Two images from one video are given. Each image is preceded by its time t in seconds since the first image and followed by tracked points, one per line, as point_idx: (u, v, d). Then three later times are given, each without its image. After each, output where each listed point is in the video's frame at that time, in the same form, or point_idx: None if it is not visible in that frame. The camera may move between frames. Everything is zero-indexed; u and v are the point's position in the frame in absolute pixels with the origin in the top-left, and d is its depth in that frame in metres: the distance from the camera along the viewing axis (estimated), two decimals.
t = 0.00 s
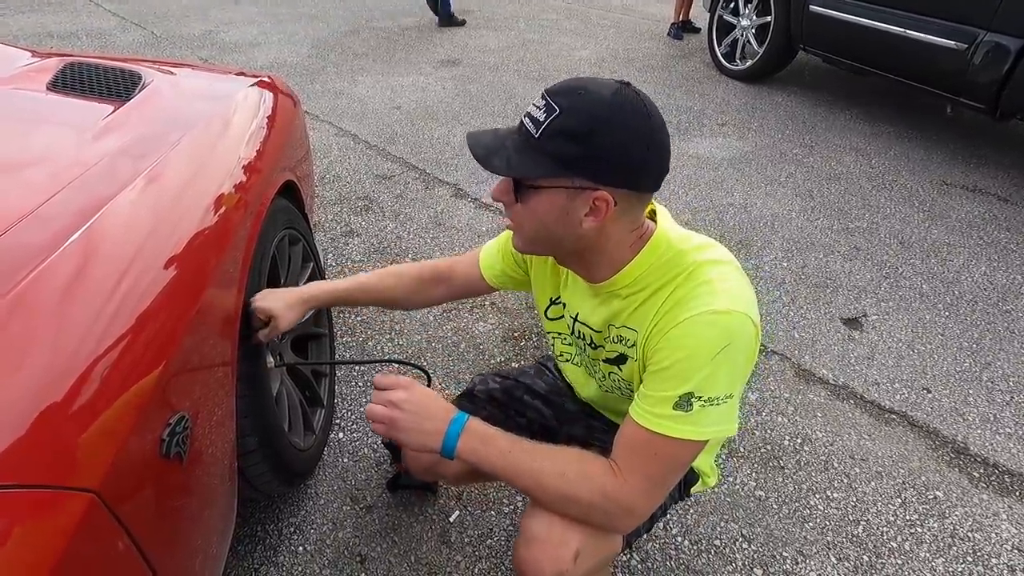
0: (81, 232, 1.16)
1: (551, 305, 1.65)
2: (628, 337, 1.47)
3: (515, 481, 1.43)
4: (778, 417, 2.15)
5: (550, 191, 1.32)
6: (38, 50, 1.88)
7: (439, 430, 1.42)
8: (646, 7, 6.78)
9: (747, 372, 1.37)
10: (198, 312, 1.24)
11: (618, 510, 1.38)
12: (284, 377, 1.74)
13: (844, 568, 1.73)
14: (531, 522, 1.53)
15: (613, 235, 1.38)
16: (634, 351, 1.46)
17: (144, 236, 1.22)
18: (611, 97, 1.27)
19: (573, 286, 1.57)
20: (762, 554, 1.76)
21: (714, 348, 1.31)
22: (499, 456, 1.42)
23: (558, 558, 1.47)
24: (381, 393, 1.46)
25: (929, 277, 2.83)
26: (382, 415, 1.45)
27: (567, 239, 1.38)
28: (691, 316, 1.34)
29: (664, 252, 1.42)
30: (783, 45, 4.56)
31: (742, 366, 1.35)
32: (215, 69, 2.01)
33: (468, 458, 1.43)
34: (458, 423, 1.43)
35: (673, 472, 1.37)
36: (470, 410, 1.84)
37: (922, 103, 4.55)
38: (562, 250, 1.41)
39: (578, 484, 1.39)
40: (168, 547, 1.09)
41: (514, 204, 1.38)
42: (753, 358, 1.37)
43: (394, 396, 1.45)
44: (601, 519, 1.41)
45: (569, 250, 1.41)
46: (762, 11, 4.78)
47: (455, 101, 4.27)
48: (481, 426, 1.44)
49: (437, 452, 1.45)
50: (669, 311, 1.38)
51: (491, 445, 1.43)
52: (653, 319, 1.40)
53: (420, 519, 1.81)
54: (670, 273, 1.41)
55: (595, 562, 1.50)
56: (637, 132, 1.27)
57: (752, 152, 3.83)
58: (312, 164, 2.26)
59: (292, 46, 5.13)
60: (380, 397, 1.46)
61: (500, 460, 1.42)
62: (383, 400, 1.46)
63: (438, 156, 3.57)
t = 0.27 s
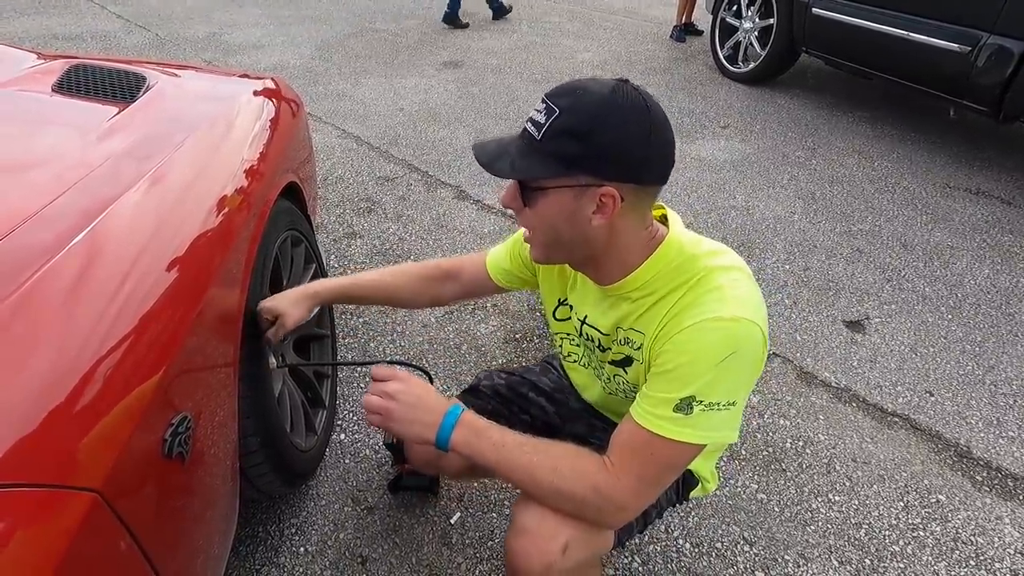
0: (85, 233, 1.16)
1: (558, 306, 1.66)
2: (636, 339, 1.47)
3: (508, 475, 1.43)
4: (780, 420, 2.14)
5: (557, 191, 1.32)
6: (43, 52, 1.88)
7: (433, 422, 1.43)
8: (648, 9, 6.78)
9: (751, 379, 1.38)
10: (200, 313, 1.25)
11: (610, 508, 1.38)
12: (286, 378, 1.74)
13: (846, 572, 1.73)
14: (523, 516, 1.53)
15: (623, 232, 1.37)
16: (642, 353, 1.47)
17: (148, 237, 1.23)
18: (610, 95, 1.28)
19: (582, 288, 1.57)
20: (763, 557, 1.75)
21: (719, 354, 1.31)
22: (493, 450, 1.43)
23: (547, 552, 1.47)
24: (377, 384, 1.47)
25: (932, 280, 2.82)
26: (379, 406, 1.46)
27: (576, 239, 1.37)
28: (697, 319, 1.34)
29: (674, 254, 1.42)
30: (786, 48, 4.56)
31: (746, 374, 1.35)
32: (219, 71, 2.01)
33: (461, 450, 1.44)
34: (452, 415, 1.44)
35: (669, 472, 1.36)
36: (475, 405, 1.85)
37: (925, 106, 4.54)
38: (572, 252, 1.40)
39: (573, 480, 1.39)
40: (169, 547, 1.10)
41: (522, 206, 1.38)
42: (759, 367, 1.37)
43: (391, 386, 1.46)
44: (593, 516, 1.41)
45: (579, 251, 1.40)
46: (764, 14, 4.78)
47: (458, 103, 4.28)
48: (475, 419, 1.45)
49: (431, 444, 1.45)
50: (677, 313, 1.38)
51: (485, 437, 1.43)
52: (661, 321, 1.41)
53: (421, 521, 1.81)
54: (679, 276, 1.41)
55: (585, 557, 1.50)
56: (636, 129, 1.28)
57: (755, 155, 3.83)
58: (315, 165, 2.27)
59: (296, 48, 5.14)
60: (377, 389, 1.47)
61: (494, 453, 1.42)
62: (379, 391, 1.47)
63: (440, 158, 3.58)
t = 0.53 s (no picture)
0: (85, 234, 1.16)
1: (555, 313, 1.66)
2: (634, 345, 1.47)
3: (513, 476, 1.42)
4: (779, 424, 2.14)
5: (531, 210, 1.32)
6: (43, 52, 1.88)
7: (438, 423, 1.41)
8: (651, 9, 6.77)
9: (753, 378, 1.38)
10: (199, 316, 1.25)
11: (614, 510, 1.38)
12: (284, 380, 1.74)
13: None
14: (525, 517, 1.53)
15: (605, 243, 1.36)
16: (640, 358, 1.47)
17: (148, 238, 1.23)
18: (572, 109, 1.28)
19: (578, 296, 1.57)
20: (761, 562, 1.75)
21: (718, 356, 1.31)
22: (499, 452, 1.41)
23: (550, 551, 1.48)
24: (387, 380, 1.44)
25: (933, 283, 2.81)
26: (386, 402, 1.42)
27: (558, 255, 1.37)
28: (695, 322, 1.34)
29: (669, 258, 1.42)
30: (788, 49, 4.55)
31: (747, 374, 1.35)
32: (219, 72, 2.01)
33: (467, 451, 1.42)
34: (459, 416, 1.42)
35: (671, 474, 1.37)
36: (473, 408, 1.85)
37: (928, 107, 4.52)
38: (559, 266, 1.41)
39: (576, 482, 1.39)
40: (164, 551, 1.09)
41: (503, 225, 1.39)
42: (759, 367, 1.37)
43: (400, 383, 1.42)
44: (596, 518, 1.41)
45: (565, 265, 1.40)
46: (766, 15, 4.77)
47: (459, 103, 4.27)
48: (481, 419, 1.43)
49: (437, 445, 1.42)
50: (674, 318, 1.38)
51: (492, 439, 1.42)
52: (658, 326, 1.41)
53: (418, 523, 1.81)
54: (676, 280, 1.41)
55: (587, 557, 1.50)
56: (602, 139, 1.27)
57: (756, 156, 3.81)
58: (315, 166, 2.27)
59: (297, 47, 5.14)
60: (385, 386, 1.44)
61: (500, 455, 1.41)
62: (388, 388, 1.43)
63: (441, 158, 3.57)
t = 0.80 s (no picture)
0: (97, 230, 1.17)
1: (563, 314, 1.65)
2: (641, 349, 1.45)
3: (515, 485, 1.41)
4: (788, 431, 2.11)
5: (543, 211, 1.31)
6: (56, 51, 1.90)
7: (439, 432, 1.40)
8: (667, 7, 6.71)
9: (763, 386, 1.35)
10: (206, 315, 1.25)
11: (618, 519, 1.37)
12: (291, 380, 1.75)
13: None
14: (528, 524, 1.53)
15: (617, 242, 1.35)
16: (647, 363, 1.45)
17: (160, 234, 1.24)
18: (580, 108, 1.27)
19: (587, 299, 1.55)
20: (767, 571, 1.73)
21: (728, 364, 1.29)
22: (501, 461, 1.41)
23: (554, 559, 1.47)
24: (388, 394, 1.43)
25: (950, 289, 2.76)
26: (386, 416, 1.42)
27: (570, 256, 1.35)
28: (705, 329, 1.32)
29: (680, 263, 1.40)
30: (806, 48, 4.48)
31: (757, 382, 1.33)
32: (230, 71, 2.02)
33: (469, 460, 1.41)
34: (460, 425, 1.42)
35: (677, 483, 1.35)
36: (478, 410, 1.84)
37: (950, 108, 4.44)
38: (571, 267, 1.39)
39: (580, 491, 1.38)
40: (166, 553, 1.09)
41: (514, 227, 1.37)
42: (769, 376, 1.35)
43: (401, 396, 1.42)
44: (600, 526, 1.40)
45: (577, 265, 1.38)
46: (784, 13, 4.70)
47: (471, 102, 4.26)
48: (482, 428, 1.42)
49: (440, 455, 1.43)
50: (683, 323, 1.36)
51: (494, 448, 1.41)
52: (667, 331, 1.39)
53: (422, 524, 1.82)
54: (686, 286, 1.39)
55: (591, 565, 1.49)
56: (613, 139, 1.25)
57: (772, 157, 3.76)
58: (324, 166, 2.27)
59: (311, 45, 5.16)
60: (387, 399, 1.44)
61: (503, 464, 1.40)
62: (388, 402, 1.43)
63: (452, 158, 3.57)
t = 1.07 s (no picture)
0: (112, 214, 1.18)
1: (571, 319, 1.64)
2: (654, 353, 1.43)
3: (518, 480, 1.40)
4: (797, 440, 2.07)
5: (566, 212, 1.29)
6: (76, 41, 1.92)
7: (444, 425, 1.39)
8: (690, 8, 6.64)
9: (775, 396, 1.33)
10: (214, 304, 1.25)
11: (621, 518, 1.35)
12: (296, 372, 1.75)
13: None
14: (529, 521, 1.51)
15: (638, 248, 1.33)
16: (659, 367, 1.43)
17: (175, 221, 1.25)
18: (612, 108, 1.26)
19: (596, 302, 1.54)
20: None
21: (741, 371, 1.27)
22: (504, 455, 1.39)
23: (553, 556, 1.45)
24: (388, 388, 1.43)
25: (970, 301, 2.70)
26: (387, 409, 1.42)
27: (591, 260, 1.34)
28: (718, 334, 1.30)
29: (697, 267, 1.38)
30: (830, 52, 4.40)
31: (769, 391, 1.31)
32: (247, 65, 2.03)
33: (472, 453, 1.40)
34: (464, 418, 1.40)
35: (682, 485, 1.34)
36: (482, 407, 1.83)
37: (979, 115, 4.34)
38: (589, 271, 1.37)
39: (583, 489, 1.36)
40: (167, 543, 1.08)
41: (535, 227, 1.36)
42: (781, 385, 1.33)
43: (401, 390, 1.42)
44: (602, 525, 1.38)
45: (595, 270, 1.37)
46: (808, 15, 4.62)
47: (488, 99, 4.26)
48: (486, 423, 1.41)
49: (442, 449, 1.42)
50: (697, 327, 1.34)
51: (498, 443, 1.40)
52: (680, 335, 1.37)
53: (422, 521, 1.81)
54: (702, 290, 1.36)
55: (591, 563, 1.47)
56: (644, 141, 1.24)
57: (791, 161, 3.71)
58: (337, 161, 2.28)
59: (332, 40, 5.18)
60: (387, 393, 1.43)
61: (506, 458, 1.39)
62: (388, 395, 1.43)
63: (467, 155, 3.57)
